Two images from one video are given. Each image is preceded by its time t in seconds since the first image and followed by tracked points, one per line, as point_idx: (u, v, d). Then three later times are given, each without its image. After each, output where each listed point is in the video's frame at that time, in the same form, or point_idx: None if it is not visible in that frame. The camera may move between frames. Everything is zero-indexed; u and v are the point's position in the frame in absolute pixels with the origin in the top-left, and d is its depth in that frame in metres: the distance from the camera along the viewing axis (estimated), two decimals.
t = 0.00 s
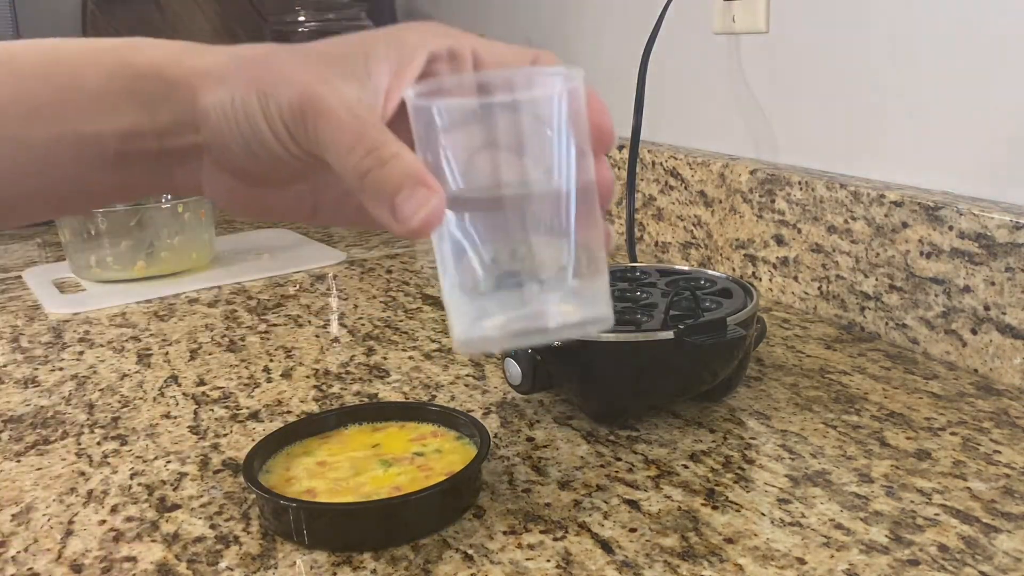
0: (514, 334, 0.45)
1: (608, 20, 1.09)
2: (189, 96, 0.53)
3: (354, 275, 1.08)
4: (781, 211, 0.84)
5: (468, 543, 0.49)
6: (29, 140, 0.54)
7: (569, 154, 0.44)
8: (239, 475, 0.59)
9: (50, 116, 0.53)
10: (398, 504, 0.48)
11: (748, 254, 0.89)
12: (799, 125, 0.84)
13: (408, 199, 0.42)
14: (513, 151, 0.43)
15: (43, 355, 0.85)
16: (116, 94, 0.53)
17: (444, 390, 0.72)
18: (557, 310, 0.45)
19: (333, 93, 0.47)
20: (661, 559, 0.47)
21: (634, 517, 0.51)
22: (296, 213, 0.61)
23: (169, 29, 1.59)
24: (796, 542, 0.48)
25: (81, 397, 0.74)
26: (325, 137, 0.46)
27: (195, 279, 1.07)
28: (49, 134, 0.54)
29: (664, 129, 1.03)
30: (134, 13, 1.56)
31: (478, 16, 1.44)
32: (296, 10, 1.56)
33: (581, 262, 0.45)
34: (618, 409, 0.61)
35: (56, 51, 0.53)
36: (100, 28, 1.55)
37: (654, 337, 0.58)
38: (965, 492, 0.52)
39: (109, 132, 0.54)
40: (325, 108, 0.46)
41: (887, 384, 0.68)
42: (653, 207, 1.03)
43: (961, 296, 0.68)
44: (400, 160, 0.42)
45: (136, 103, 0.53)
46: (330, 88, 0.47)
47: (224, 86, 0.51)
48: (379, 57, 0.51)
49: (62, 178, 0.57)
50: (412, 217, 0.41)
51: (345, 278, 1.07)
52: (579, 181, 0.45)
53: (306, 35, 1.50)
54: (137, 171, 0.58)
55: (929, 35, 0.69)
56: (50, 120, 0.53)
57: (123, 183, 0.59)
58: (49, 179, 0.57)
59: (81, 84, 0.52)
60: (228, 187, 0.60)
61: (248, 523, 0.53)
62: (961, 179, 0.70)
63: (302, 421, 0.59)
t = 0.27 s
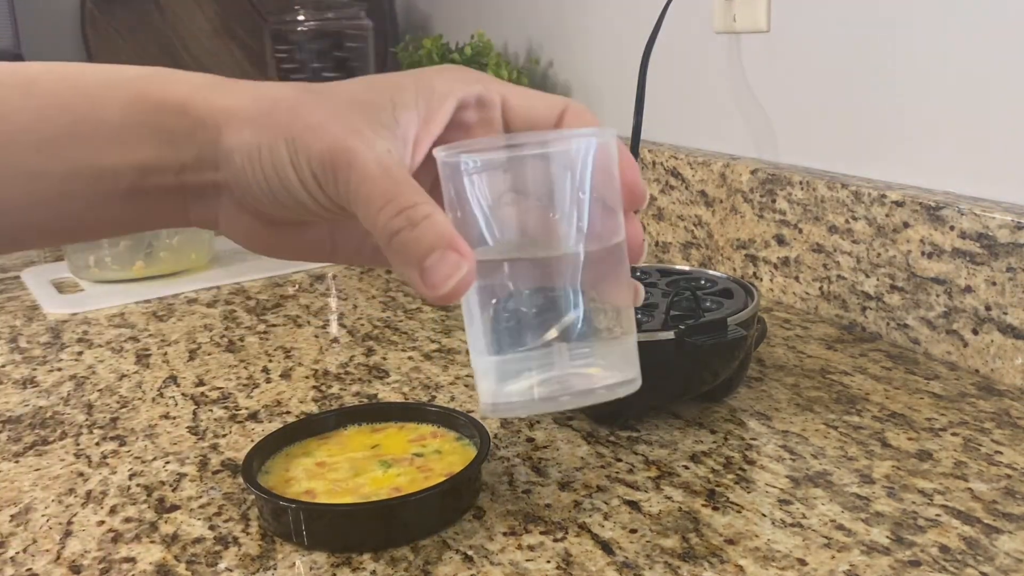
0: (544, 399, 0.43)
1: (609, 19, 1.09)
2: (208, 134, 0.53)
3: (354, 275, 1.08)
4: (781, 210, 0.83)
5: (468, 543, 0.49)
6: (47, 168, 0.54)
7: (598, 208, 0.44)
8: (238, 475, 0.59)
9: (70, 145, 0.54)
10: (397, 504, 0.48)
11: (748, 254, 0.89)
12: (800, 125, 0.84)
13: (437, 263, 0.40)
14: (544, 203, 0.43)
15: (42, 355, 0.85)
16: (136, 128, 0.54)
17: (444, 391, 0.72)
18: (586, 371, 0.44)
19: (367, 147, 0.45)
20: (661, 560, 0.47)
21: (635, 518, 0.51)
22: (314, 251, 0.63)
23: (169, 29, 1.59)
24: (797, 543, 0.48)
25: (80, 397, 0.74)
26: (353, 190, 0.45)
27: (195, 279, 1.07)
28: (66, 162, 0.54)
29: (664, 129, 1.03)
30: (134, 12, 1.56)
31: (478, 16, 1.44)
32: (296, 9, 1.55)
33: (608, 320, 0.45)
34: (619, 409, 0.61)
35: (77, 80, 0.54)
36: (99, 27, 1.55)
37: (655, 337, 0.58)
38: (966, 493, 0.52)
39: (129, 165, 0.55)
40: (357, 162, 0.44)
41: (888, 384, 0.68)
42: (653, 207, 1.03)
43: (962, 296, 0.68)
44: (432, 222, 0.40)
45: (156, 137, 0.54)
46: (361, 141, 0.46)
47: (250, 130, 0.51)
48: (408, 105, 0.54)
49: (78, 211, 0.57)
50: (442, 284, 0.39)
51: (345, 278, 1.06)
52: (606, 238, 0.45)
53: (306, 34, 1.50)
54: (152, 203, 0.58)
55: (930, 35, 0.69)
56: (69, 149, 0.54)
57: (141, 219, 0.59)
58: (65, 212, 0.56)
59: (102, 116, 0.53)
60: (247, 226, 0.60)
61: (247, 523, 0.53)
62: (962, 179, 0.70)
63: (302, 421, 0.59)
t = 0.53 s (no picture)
0: (549, 379, 0.45)
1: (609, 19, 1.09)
2: (211, 121, 0.53)
3: (354, 275, 1.07)
4: (782, 210, 0.83)
5: (467, 544, 0.49)
6: (51, 158, 0.55)
7: (604, 192, 0.45)
8: (238, 476, 0.59)
9: (72, 135, 0.54)
10: (397, 505, 0.47)
11: (748, 254, 0.88)
12: (801, 124, 0.83)
13: (444, 243, 0.39)
14: (549, 188, 0.44)
15: (42, 355, 0.85)
16: (141, 116, 0.54)
17: (444, 391, 0.72)
18: (590, 353, 0.45)
19: (373, 128, 0.45)
20: (662, 561, 0.47)
21: (635, 519, 0.51)
22: (319, 236, 0.63)
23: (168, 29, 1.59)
24: (798, 544, 0.47)
25: (79, 397, 0.74)
26: (358, 172, 0.44)
27: (195, 279, 1.06)
28: (70, 152, 0.55)
29: (665, 128, 1.03)
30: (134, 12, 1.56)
31: (478, 15, 1.43)
32: (296, 9, 1.55)
33: (615, 306, 0.46)
34: (619, 410, 0.61)
35: (77, 70, 0.54)
36: (99, 27, 1.55)
37: (656, 337, 0.58)
38: (967, 493, 0.52)
39: (133, 153, 0.55)
40: (362, 143, 0.44)
41: (889, 384, 0.68)
42: (654, 207, 1.02)
43: (963, 296, 0.68)
44: (438, 204, 0.40)
45: (161, 125, 0.54)
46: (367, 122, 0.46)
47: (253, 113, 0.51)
48: (412, 90, 0.54)
49: (82, 199, 0.57)
50: (448, 265, 0.39)
51: (345, 278, 1.06)
52: (612, 221, 0.46)
53: (306, 34, 1.50)
54: (155, 191, 0.58)
55: (930, 34, 0.69)
56: (72, 138, 0.54)
57: (147, 206, 0.60)
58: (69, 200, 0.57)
59: (104, 105, 0.54)
60: (251, 211, 0.61)
61: (247, 524, 0.52)
62: (962, 179, 0.69)
63: (302, 421, 0.59)
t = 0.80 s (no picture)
0: (538, 332, 0.46)
1: (609, 18, 1.09)
2: (205, 103, 0.54)
3: (354, 275, 1.07)
4: (782, 210, 0.83)
5: (467, 544, 0.49)
6: (45, 150, 0.54)
7: (596, 151, 0.47)
8: (238, 476, 0.59)
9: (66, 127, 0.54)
10: (398, 505, 0.47)
11: (748, 254, 0.88)
12: (801, 124, 0.83)
13: (441, 196, 0.40)
14: (543, 148, 0.45)
15: (42, 355, 0.85)
16: (135, 104, 0.54)
17: (444, 391, 0.72)
18: (581, 306, 0.46)
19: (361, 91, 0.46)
20: (662, 561, 0.47)
21: (635, 519, 0.51)
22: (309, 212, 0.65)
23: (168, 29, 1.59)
24: (798, 544, 0.47)
25: (79, 397, 0.74)
26: (349, 137, 0.45)
27: (195, 279, 1.06)
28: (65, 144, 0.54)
29: (665, 129, 1.03)
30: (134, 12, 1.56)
31: (478, 15, 1.43)
32: (296, 8, 1.55)
33: (607, 262, 0.47)
34: (619, 410, 0.61)
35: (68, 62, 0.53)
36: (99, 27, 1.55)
37: (655, 337, 0.58)
38: (968, 493, 0.52)
39: (127, 140, 0.55)
40: (351, 106, 0.44)
41: (889, 384, 0.67)
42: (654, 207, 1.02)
43: (963, 297, 0.68)
44: (431, 160, 0.40)
45: (155, 111, 0.54)
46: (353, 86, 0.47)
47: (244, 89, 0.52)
48: (397, 60, 0.56)
49: (76, 191, 0.57)
50: (448, 216, 0.40)
51: (345, 278, 1.06)
52: (604, 178, 0.48)
53: (306, 33, 1.50)
54: (148, 177, 0.58)
55: (930, 34, 0.69)
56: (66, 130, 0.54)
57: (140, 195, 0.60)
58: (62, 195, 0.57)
59: (99, 95, 0.53)
60: (243, 191, 0.62)
61: (247, 524, 0.52)
62: (962, 179, 0.69)
63: (302, 421, 0.59)
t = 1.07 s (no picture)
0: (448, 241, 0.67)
1: (609, 18, 1.09)
2: (149, 82, 0.63)
3: (354, 275, 1.08)
4: (782, 210, 0.83)
5: (468, 544, 0.49)
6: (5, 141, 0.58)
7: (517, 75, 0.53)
8: (238, 475, 0.59)
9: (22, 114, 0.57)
10: (398, 504, 0.48)
11: (748, 254, 0.89)
12: (800, 124, 0.84)
13: (371, 122, 0.55)
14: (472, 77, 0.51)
15: (42, 355, 0.85)
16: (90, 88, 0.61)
17: (444, 391, 0.72)
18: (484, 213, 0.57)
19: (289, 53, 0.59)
20: (661, 560, 0.47)
21: (635, 518, 0.51)
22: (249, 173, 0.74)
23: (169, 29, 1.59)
24: (798, 543, 0.48)
25: (80, 397, 0.74)
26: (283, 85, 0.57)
27: (195, 279, 1.06)
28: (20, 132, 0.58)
29: (664, 129, 1.03)
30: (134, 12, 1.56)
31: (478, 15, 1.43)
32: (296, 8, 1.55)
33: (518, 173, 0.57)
34: (619, 409, 0.61)
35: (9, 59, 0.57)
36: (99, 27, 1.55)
37: (655, 337, 0.58)
38: (967, 493, 0.52)
39: (85, 124, 0.61)
40: (280, 62, 0.57)
41: (888, 384, 0.68)
42: (653, 207, 1.03)
43: (963, 297, 0.68)
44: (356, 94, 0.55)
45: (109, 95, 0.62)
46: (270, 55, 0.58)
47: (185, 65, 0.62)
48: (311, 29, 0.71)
49: (30, 173, 0.60)
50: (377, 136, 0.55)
51: (345, 278, 1.06)
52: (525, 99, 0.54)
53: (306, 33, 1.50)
54: (116, 158, 0.66)
55: (930, 34, 0.69)
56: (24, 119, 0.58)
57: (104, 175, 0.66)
58: (23, 183, 0.61)
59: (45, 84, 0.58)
60: (194, 159, 0.71)
61: (247, 523, 0.52)
62: (961, 179, 0.70)
63: (302, 421, 0.59)
